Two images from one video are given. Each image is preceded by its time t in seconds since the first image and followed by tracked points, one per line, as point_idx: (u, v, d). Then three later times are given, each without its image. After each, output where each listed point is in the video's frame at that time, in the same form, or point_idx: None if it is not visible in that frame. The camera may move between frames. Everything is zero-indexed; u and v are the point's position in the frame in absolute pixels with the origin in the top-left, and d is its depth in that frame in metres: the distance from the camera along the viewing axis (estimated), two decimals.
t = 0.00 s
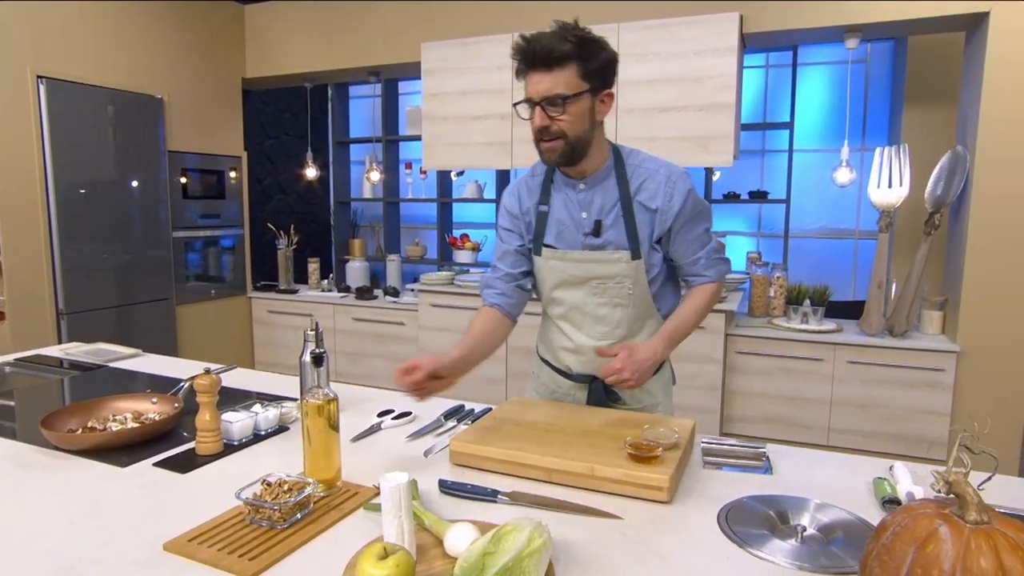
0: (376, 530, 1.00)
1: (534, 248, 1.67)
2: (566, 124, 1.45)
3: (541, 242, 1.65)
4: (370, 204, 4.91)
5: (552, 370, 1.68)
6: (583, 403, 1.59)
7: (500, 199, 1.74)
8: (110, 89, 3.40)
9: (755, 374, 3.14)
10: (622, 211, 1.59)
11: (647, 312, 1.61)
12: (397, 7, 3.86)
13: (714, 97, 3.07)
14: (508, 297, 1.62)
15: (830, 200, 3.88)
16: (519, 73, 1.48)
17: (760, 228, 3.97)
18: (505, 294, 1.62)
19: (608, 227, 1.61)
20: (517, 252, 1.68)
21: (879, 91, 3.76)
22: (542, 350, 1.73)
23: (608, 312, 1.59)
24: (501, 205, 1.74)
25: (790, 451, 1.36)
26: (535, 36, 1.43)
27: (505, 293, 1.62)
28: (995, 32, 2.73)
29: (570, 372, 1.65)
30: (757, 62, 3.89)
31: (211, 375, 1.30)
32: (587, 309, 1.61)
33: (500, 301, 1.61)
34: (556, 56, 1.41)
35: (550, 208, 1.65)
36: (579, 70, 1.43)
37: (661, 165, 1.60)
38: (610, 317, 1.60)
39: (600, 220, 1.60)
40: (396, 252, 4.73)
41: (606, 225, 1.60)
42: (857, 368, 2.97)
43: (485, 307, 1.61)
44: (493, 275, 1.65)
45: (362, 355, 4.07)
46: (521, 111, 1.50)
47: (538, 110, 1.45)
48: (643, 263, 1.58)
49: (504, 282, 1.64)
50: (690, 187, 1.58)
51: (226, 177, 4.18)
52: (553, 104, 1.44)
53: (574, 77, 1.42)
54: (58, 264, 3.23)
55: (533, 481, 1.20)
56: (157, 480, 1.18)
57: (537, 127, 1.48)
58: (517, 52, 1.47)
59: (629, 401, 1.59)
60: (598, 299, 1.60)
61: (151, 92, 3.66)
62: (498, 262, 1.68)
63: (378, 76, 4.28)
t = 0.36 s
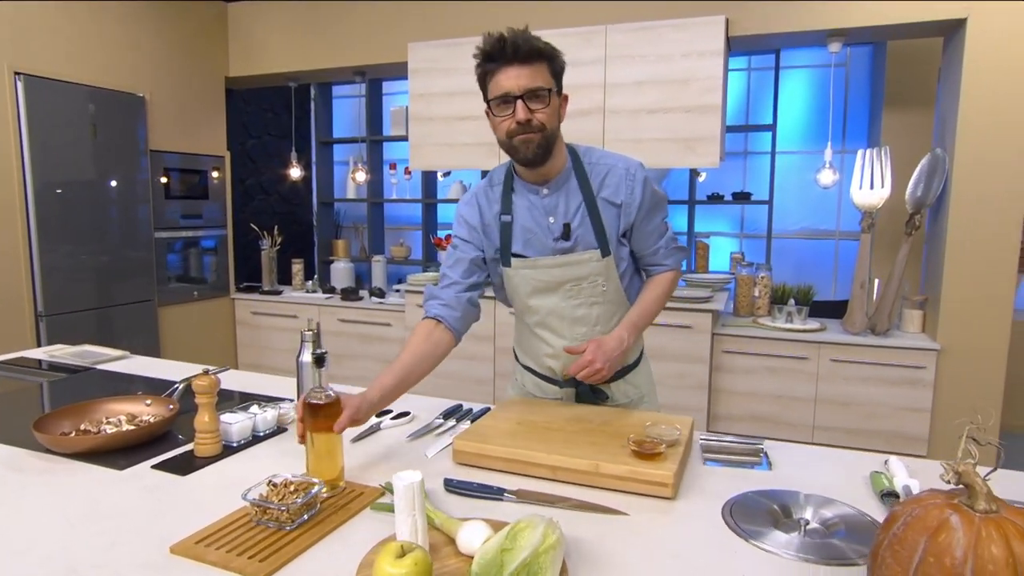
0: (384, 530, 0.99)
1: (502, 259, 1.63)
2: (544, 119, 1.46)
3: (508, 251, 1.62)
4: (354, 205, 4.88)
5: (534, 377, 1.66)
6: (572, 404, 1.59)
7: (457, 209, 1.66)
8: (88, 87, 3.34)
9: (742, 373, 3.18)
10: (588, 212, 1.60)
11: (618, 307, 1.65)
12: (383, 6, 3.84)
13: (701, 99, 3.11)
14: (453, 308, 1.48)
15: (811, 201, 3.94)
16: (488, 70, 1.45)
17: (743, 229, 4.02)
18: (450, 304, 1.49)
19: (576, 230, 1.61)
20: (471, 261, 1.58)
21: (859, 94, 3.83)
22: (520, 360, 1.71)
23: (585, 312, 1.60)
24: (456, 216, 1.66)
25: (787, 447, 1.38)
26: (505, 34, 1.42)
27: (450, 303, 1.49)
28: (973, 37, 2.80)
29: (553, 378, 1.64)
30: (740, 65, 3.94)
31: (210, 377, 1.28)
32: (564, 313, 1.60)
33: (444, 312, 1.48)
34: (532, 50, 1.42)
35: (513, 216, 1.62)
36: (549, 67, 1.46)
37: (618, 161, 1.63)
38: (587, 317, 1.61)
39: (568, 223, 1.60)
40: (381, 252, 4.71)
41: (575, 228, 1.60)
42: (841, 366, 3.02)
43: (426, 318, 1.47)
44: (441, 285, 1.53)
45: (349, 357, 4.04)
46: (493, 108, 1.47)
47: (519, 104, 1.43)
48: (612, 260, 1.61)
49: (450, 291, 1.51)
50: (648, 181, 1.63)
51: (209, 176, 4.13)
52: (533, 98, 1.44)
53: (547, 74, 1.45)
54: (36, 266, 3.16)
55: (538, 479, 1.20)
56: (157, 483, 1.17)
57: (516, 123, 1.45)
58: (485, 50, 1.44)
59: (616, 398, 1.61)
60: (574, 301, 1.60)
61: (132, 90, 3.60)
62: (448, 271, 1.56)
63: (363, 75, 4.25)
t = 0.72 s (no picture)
0: (392, 529, 0.99)
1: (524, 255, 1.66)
2: (580, 126, 1.48)
3: (531, 247, 1.65)
4: (337, 205, 4.85)
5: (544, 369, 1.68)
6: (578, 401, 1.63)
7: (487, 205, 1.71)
8: (67, 85, 3.28)
9: (728, 371, 3.22)
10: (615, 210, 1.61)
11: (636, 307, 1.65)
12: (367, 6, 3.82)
13: (686, 100, 3.14)
14: (493, 306, 1.59)
15: (793, 201, 4.00)
16: (528, 72, 1.45)
17: (726, 228, 4.07)
18: (490, 303, 1.59)
19: (604, 228, 1.63)
20: (505, 258, 1.65)
21: (839, 96, 3.89)
22: (531, 351, 1.72)
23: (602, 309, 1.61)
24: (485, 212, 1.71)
25: (782, 441, 1.41)
26: (549, 37, 1.42)
27: (491, 301, 1.59)
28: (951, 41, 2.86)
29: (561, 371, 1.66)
30: (722, 67, 3.99)
31: (209, 379, 1.27)
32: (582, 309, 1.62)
33: (486, 310, 1.58)
34: (573, 56, 1.42)
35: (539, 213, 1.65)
36: (589, 73, 1.46)
37: (646, 158, 1.63)
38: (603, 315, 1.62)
39: (596, 221, 1.62)
40: (365, 253, 4.68)
41: (603, 225, 1.63)
42: (825, 363, 3.07)
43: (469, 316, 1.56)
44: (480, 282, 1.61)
45: (334, 358, 4.02)
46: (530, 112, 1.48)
47: (557, 110, 1.44)
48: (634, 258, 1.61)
49: (489, 290, 1.60)
50: (675, 176, 1.60)
51: (191, 177, 4.07)
52: (572, 105, 1.44)
53: (588, 79, 1.45)
54: (15, 269, 3.10)
55: (541, 476, 1.21)
56: (157, 486, 1.16)
57: (554, 129, 1.47)
58: (526, 50, 1.44)
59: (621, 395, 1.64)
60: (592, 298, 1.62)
61: (113, 89, 3.55)
62: (484, 268, 1.64)
63: (347, 75, 4.21)
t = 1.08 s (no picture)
0: (396, 521, 1.01)
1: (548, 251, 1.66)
2: (620, 148, 1.45)
3: (556, 245, 1.65)
4: (318, 205, 4.82)
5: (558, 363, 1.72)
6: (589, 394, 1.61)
7: (514, 200, 1.68)
8: (43, 83, 3.22)
9: (711, 365, 3.27)
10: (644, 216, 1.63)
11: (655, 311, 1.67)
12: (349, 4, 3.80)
13: (669, 98, 3.19)
14: (528, 302, 1.55)
15: (772, 198, 4.07)
16: (568, 94, 1.39)
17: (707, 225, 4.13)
18: (525, 298, 1.55)
19: (632, 233, 1.65)
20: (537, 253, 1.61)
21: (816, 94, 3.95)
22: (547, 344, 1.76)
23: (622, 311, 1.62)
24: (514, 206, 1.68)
25: (771, 431, 1.44)
26: (595, 63, 1.33)
27: (527, 297, 1.55)
28: (925, 41, 2.94)
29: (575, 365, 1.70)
30: (702, 65, 4.04)
31: (205, 377, 1.27)
32: (601, 308, 1.64)
33: (522, 305, 1.54)
34: (617, 85, 1.34)
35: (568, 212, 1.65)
36: (633, 94, 1.38)
37: (678, 166, 1.65)
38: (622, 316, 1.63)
39: (625, 226, 1.64)
40: (348, 252, 4.66)
41: (631, 231, 1.65)
42: (806, 356, 3.13)
43: (505, 312, 1.52)
44: (513, 278, 1.56)
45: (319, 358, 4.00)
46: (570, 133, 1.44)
47: (597, 137, 1.41)
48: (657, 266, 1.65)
49: (524, 286, 1.57)
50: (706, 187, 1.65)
51: (170, 176, 4.02)
52: (613, 132, 1.40)
53: (631, 104, 1.38)
54: None
55: (538, 468, 1.23)
56: (155, 485, 1.15)
57: (593, 154, 1.44)
58: (567, 72, 1.36)
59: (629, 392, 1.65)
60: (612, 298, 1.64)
61: (91, 88, 3.50)
62: (517, 263, 1.59)
63: (329, 73, 4.19)
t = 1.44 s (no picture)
0: (403, 512, 1.02)
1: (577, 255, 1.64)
2: (647, 166, 1.41)
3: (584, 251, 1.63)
4: (300, 203, 4.78)
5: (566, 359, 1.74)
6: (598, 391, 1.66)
7: (546, 202, 1.57)
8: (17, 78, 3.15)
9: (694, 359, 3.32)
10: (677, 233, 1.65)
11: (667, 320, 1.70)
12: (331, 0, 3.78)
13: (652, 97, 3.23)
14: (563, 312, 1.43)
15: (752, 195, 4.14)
16: (604, 102, 1.35)
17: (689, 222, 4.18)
18: (558, 307, 1.43)
19: (661, 246, 1.66)
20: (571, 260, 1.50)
21: (794, 93, 4.02)
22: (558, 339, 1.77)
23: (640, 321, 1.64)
24: (545, 208, 1.57)
25: (761, 421, 1.48)
26: (635, 75, 1.30)
27: (560, 306, 1.43)
28: (899, 42, 3.01)
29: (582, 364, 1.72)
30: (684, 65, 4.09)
31: (204, 373, 1.27)
32: (618, 315, 1.65)
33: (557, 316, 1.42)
34: (654, 104, 1.30)
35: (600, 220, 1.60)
36: (671, 115, 1.34)
37: (714, 183, 1.66)
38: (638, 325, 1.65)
39: (657, 241, 1.64)
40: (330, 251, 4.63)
41: (662, 246, 1.65)
42: (786, 350, 3.20)
43: (536, 322, 1.40)
44: (548, 287, 1.44)
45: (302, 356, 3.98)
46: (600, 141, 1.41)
47: (623, 152, 1.37)
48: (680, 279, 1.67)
49: (558, 294, 1.45)
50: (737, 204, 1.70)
51: (149, 174, 3.96)
52: (641, 150, 1.37)
53: (666, 125, 1.34)
54: None
55: (538, 459, 1.25)
56: (156, 481, 1.15)
57: (618, 166, 1.41)
58: (606, 79, 1.33)
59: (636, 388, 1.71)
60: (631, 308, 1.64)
61: (68, 84, 3.44)
62: (553, 270, 1.46)
63: (312, 70, 4.16)
